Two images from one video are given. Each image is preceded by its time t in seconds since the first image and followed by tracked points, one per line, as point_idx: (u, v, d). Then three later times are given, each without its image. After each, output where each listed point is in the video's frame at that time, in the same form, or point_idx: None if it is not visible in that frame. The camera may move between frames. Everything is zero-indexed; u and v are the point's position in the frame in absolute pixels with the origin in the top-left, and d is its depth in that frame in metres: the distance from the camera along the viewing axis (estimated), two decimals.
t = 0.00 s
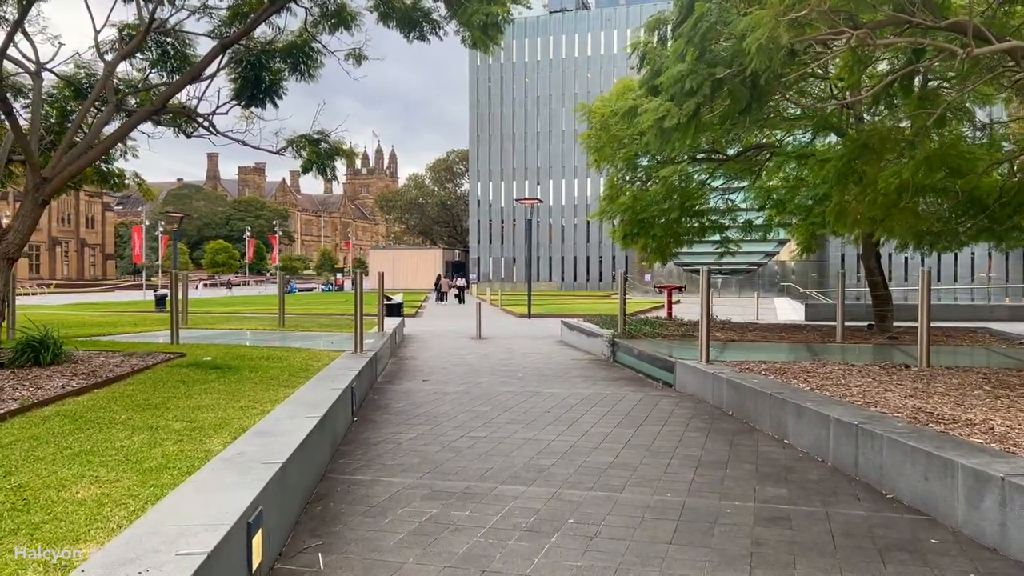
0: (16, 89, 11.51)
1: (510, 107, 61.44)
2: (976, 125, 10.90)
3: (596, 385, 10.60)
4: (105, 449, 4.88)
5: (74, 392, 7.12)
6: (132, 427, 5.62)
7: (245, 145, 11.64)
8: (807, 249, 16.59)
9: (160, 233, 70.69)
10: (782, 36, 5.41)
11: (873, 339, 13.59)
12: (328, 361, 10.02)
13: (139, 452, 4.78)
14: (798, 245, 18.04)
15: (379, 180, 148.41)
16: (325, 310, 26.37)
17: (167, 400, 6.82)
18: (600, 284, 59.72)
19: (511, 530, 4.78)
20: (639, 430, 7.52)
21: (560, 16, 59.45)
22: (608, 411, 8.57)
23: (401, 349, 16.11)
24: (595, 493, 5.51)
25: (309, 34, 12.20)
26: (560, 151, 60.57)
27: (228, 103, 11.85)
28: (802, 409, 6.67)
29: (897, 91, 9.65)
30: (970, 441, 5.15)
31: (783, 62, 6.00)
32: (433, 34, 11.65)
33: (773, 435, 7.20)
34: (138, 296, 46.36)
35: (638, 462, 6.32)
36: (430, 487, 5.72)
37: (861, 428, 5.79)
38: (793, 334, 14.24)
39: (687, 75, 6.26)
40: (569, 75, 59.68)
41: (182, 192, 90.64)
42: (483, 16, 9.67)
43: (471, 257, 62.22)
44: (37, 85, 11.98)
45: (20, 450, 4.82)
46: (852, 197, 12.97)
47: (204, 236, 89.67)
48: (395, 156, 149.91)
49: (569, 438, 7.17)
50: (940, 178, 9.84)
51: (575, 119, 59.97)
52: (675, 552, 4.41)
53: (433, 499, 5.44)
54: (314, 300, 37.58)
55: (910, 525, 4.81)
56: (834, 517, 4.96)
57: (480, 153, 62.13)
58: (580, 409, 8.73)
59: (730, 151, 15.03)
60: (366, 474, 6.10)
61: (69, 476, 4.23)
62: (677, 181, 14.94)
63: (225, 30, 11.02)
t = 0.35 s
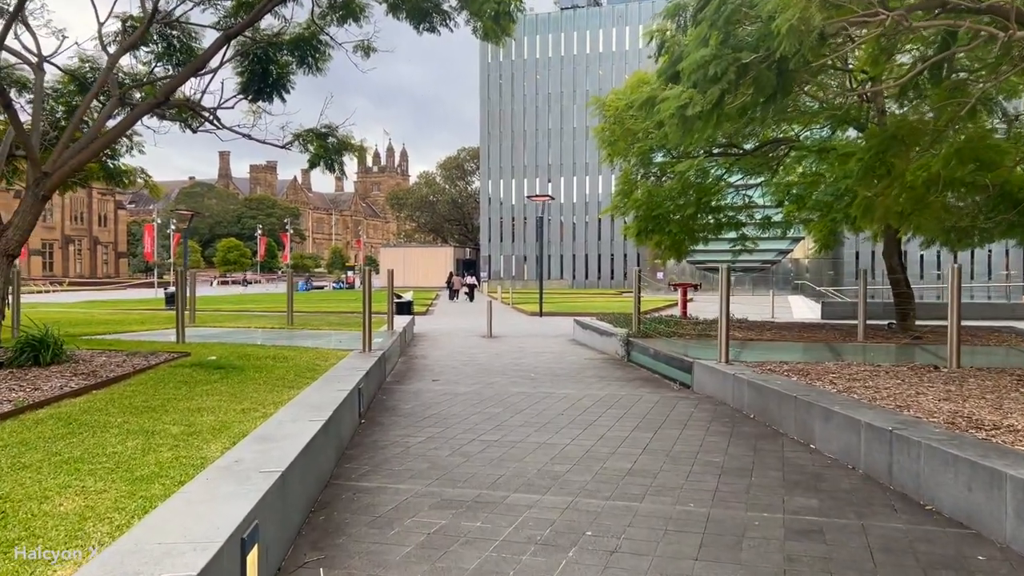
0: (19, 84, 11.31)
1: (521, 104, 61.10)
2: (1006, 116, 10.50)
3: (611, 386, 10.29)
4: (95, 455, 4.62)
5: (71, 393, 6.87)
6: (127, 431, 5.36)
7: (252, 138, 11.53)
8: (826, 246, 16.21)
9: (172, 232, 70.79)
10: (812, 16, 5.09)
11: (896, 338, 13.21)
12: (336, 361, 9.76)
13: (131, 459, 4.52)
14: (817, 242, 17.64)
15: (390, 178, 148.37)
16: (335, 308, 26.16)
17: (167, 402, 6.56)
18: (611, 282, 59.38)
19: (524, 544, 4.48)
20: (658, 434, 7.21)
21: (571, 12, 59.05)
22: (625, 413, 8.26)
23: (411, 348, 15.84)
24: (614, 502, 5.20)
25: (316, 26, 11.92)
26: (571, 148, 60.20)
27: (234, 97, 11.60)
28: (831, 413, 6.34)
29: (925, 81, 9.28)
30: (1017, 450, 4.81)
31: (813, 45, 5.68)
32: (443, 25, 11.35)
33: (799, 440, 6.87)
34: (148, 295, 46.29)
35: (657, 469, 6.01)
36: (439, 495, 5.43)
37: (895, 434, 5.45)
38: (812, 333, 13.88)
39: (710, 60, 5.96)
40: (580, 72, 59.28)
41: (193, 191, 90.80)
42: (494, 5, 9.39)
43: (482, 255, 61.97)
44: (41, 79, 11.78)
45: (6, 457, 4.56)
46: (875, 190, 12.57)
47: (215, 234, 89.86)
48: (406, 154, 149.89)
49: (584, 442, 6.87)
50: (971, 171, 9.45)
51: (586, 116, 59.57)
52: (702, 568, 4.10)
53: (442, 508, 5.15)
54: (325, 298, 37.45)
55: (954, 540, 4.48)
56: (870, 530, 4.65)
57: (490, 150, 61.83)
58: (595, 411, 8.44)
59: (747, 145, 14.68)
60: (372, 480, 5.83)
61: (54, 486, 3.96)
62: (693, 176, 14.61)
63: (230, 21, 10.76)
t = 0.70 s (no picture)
0: (19, 78, 11.07)
1: (529, 101, 60.74)
2: None
3: (625, 387, 9.97)
4: (80, 465, 4.32)
5: (65, 394, 6.60)
6: (118, 437, 5.07)
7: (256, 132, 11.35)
8: (843, 242, 15.85)
9: (179, 229, 70.71)
10: None
11: (917, 337, 12.82)
12: (341, 361, 9.46)
13: (118, 470, 4.23)
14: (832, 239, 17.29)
15: (397, 175, 148.25)
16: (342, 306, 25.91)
17: (163, 405, 6.28)
18: (619, 280, 59.05)
19: (539, 561, 4.17)
20: (676, 438, 6.89)
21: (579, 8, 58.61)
22: (640, 416, 7.94)
23: (418, 346, 15.56)
24: (633, 514, 4.90)
25: (321, 17, 11.59)
26: (579, 144, 59.85)
27: (237, 90, 11.32)
28: (860, 417, 6.01)
29: (954, 71, 8.90)
30: None
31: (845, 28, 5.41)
32: (451, 15, 11.04)
33: (826, 446, 6.53)
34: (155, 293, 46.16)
35: (677, 477, 5.70)
36: (448, 505, 5.13)
37: (932, 443, 5.11)
38: (830, 332, 13.53)
39: (736, 44, 5.70)
40: (589, 68, 58.91)
41: (201, 188, 90.83)
42: None
43: (490, 252, 61.70)
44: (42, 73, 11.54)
45: None
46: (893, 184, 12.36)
47: (223, 231, 89.91)
48: (413, 151, 149.80)
49: (599, 447, 6.57)
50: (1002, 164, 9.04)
51: (594, 112, 59.13)
52: None
53: (451, 520, 4.84)
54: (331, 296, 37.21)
55: (1003, 558, 4.15)
56: (911, 547, 4.32)
57: (498, 147, 61.52)
58: (610, 413, 8.13)
59: (762, 139, 14.36)
60: (377, 488, 5.53)
61: (32, 500, 3.68)
62: (707, 171, 14.29)
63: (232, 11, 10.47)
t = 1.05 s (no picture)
0: (12, 69, 10.80)
1: (532, 97, 60.38)
2: None
3: (633, 387, 9.66)
4: (54, 475, 4.04)
5: (50, 396, 6.30)
6: (99, 443, 4.76)
7: (255, 124, 11.08)
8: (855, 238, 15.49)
9: (182, 226, 70.54)
10: None
11: (932, 334, 12.48)
12: (340, 360, 9.17)
13: (95, 480, 3.94)
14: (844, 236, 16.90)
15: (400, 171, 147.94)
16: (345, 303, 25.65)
17: (151, 407, 5.99)
18: (624, 276, 58.75)
19: None
20: (688, 442, 6.58)
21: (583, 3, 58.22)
22: (650, 417, 7.63)
23: (421, 344, 15.27)
24: (646, 525, 4.59)
25: (320, 6, 11.26)
26: (584, 140, 59.49)
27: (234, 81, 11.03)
28: (884, 421, 5.69)
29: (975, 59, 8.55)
30: None
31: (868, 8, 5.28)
32: (454, 3, 10.71)
33: (846, 450, 6.21)
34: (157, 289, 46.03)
35: (692, 485, 5.38)
36: (449, 516, 4.82)
37: (964, 449, 4.79)
38: (843, 330, 13.18)
39: (757, 26, 5.64)
40: (593, 64, 58.49)
41: (204, 184, 90.62)
42: None
43: (494, 248, 61.40)
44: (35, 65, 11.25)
45: None
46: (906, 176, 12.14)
47: (227, 228, 89.76)
48: (417, 148, 149.47)
49: (608, 451, 6.26)
50: None
51: (598, 107, 58.72)
52: None
53: (452, 532, 4.54)
54: (334, 292, 36.94)
55: None
56: (948, 564, 4.01)
57: (502, 143, 61.15)
58: (618, 414, 7.82)
59: (771, 132, 14.05)
60: (374, 496, 5.23)
61: None
62: (716, 165, 13.97)
63: None
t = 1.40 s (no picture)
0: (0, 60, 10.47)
1: (535, 92, 60.02)
2: None
3: (641, 388, 9.32)
4: (17, 491, 3.70)
5: (29, 400, 5.98)
6: (73, 453, 4.42)
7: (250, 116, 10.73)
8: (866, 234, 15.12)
9: (183, 223, 70.29)
10: None
11: (948, 333, 12.12)
12: (338, 360, 8.85)
13: (61, 498, 3.61)
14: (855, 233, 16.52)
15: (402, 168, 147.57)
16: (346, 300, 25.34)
17: (134, 413, 5.65)
18: (626, 273, 58.42)
19: None
20: (702, 448, 6.25)
21: None
22: (661, 421, 7.29)
23: (421, 342, 14.95)
24: (662, 543, 4.26)
25: None
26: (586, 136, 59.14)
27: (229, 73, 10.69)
28: (913, 428, 5.34)
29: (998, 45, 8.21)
30: None
31: None
32: None
33: (870, 458, 5.88)
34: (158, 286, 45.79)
35: (709, 496, 5.05)
36: (450, 531, 4.49)
37: (1003, 461, 4.44)
38: (855, 328, 12.83)
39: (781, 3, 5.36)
40: (596, 59, 58.07)
41: (206, 181, 90.31)
42: None
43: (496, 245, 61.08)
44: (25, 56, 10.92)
45: None
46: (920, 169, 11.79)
47: (228, 224, 89.51)
48: (419, 144, 149.17)
49: (618, 459, 5.93)
50: None
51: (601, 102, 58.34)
52: None
53: (453, 550, 4.21)
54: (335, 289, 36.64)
55: None
56: None
57: (504, 138, 60.77)
58: (627, 418, 7.49)
59: (780, 126, 13.71)
60: (370, 509, 4.90)
61: None
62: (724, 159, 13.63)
63: None
